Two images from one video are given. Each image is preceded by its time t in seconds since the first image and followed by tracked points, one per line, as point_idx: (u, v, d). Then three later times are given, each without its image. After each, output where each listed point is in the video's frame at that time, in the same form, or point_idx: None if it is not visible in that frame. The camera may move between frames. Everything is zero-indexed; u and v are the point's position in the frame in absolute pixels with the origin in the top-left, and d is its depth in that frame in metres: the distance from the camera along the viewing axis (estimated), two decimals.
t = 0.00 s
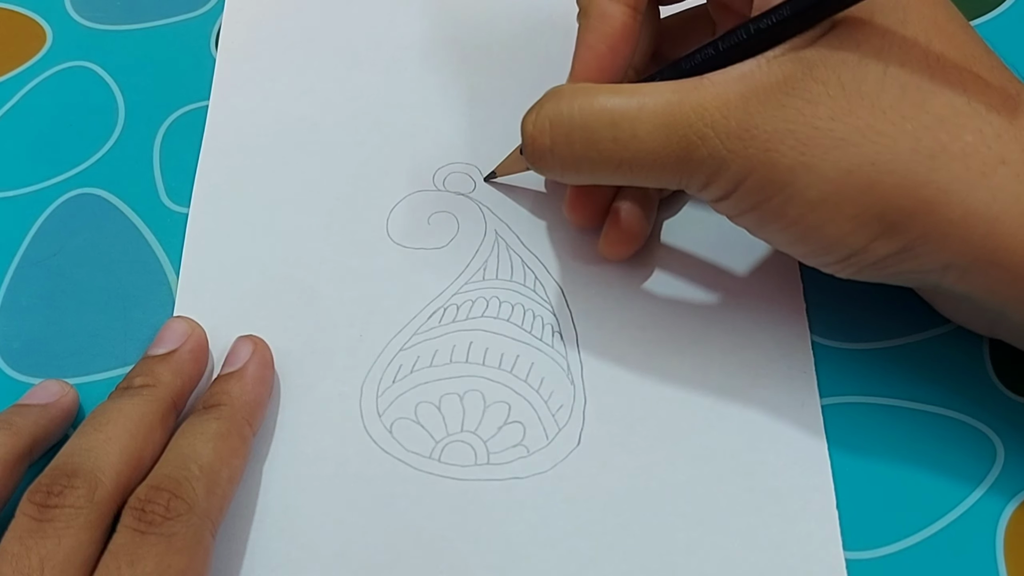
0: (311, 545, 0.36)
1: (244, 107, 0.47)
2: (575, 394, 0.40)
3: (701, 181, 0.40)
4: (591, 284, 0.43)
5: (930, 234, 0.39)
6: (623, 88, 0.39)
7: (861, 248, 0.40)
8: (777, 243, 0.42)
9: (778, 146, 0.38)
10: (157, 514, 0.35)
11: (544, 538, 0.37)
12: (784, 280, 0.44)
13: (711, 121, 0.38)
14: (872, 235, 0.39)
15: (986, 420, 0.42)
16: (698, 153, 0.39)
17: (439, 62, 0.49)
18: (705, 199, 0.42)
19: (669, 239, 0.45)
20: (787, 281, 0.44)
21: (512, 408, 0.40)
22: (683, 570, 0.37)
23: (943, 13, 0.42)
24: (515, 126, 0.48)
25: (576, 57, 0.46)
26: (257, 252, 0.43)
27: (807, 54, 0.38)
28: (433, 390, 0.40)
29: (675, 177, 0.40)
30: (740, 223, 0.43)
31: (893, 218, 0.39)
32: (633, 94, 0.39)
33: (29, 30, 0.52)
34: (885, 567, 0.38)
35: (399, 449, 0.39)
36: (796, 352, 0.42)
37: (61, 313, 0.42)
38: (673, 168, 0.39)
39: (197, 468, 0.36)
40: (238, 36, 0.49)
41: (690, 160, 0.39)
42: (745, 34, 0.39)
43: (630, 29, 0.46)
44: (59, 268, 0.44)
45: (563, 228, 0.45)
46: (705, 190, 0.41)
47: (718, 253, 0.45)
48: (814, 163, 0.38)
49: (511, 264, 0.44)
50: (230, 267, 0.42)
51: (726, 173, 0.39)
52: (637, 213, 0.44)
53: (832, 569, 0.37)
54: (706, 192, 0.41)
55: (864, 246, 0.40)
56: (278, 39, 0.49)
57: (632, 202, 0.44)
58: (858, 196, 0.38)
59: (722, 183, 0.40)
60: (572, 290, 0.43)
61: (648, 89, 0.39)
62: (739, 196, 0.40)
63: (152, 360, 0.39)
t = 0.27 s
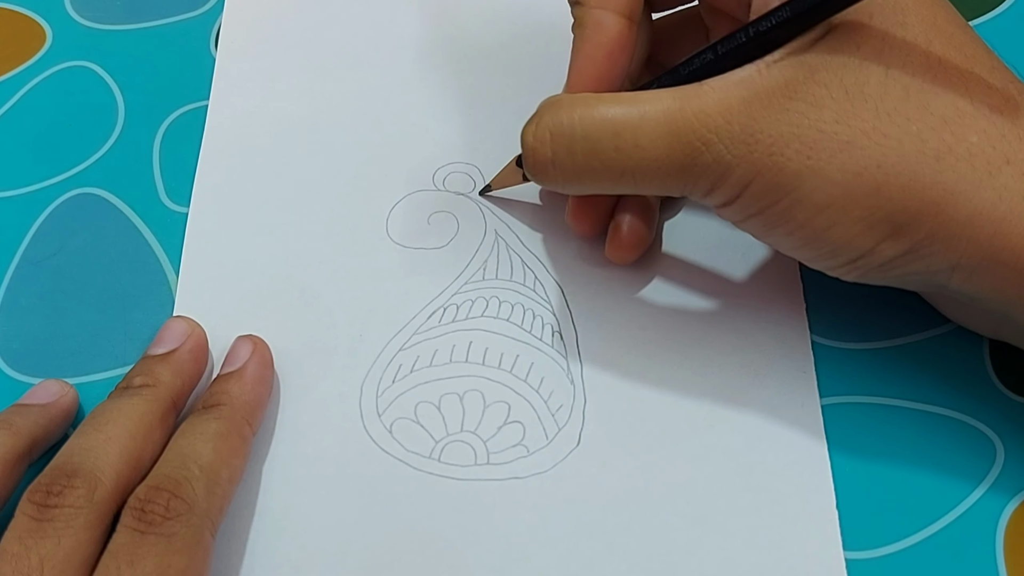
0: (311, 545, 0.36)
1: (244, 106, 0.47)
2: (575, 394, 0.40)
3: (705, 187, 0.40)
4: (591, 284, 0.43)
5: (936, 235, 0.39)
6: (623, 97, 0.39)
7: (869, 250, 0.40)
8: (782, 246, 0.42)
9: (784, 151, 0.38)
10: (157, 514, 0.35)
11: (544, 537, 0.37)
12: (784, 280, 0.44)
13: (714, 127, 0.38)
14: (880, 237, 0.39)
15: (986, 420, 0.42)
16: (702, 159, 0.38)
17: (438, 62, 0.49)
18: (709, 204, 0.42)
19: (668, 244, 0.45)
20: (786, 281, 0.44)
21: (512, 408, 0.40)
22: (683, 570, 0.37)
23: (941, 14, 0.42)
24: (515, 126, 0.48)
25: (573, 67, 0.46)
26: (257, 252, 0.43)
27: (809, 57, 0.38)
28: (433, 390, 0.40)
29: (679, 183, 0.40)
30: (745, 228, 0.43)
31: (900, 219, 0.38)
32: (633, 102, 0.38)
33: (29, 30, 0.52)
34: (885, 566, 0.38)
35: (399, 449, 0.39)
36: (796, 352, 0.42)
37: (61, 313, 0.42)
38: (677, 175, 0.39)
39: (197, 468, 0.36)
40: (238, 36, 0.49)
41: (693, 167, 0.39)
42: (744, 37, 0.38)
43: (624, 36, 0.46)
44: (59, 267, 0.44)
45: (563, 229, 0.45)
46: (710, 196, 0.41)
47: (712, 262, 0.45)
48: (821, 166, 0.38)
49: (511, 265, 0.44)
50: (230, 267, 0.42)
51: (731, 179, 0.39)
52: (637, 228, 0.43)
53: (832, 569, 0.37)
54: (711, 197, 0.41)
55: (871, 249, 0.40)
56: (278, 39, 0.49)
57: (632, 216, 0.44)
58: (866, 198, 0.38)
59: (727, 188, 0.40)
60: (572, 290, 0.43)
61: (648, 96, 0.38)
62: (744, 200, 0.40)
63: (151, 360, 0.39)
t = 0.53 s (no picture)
0: (311, 545, 0.36)
1: (244, 107, 0.47)
2: (575, 394, 0.40)
3: (706, 190, 0.40)
4: (591, 284, 0.43)
5: (937, 236, 0.39)
6: (622, 99, 0.38)
7: (868, 252, 0.40)
8: (782, 249, 0.42)
9: (785, 154, 0.38)
10: (157, 514, 0.35)
11: (544, 537, 0.37)
12: (784, 280, 0.44)
13: (716, 130, 0.38)
14: (882, 238, 0.39)
15: (986, 420, 0.42)
16: (703, 162, 0.38)
17: (439, 62, 0.49)
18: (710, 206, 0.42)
19: (666, 243, 0.45)
20: (786, 282, 0.44)
21: (512, 408, 0.40)
22: (683, 570, 0.37)
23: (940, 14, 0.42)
24: (515, 125, 0.48)
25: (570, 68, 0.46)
26: (257, 252, 0.43)
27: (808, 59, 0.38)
28: (433, 390, 0.40)
29: (679, 186, 0.40)
30: (745, 228, 0.43)
31: (902, 220, 0.39)
32: (633, 105, 0.38)
33: (29, 30, 0.52)
34: (884, 567, 0.38)
35: (399, 449, 0.39)
36: (796, 352, 0.42)
37: (61, 313, 0.42)
38: (677, 178, 0.39)
39: (197, 468, 0.36)
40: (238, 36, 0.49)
41: (694, 170, 0.39)
42: (743, 38, 0.38)
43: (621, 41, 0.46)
44: (59, 267, 0.44)
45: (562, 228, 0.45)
46: (710, 198, 0.41)
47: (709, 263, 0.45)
48: (822, 168, 0.38)
49: (511, 265, 0.44)
50: (229, 267, 0.42)
51: (732, 181, 0.39)
52: (637, 232, 0.43)
53: (831, 569, 0.37)
54: (711, 200, 0.41)
55: (872, 251, 0.40)
56: (278, 40, 0.49)
57: (631, 220, 0.43)
58: (868, 200, 0.38)
59: (728, 191, 0.40)
60: (572, 290, 0.43)
61: (647, 99, 0.38)
62: (746, 203, 0.40)
63: (151, 360, 0.39)
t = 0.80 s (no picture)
0: (312, 542, 0.36)
1: (245, 103, 0.47)
2: (576, 390, 0.40)
3: (791, 29, 0.38)
4: (590, 278, 0.43)
5: None
6: None
7: (964, 116, 0.38)
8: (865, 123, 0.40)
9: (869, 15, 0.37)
10: (157, 509, 0.35)
11: (544, 533, 0.37)
12: (786, 272, 0.43)
13: None
14: (977, 104, 0.37)
15: (988, 416, 0.41)
16: None
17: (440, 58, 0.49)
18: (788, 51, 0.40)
19: (669, 235, 0.44)
20: (787, 273, 0.43)
21: (512, 403, 0.40)
22: (685, 566, 0.36)
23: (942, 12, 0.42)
24: (517, 120, 0.48)
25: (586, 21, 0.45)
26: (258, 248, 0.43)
27: None
28: (433, 386, 0.40)
29: (760, 21, 0.38)
30: (818, 87, 0.41)
31: (993, 83, 0.37)
32: None
33: (29, 27, 0.52)
34: (884, 563, 0.38)
35: (399, 445, 0.39)
36: (796, 346, 0.41)
37: (62, 309, 0.42)
38: (760, 12, 0.38)
39: (198, 464, 0.36)
40: (239, 33, 0.49)
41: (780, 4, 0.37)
42: None
43: (645, 23, 0.45)
44: (59, 264, 0.44)
45: (564, 219, 0.45)
46: (794, 40, 0.39)
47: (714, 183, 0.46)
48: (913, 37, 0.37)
49: (512, 259, 0.44)
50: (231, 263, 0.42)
51: (822, 22, 0.37)
52: (624, 130, 0.44)
53: (832, 565, 0.37)
54: (794, 42, 0.39)
55: (969, 115, 0.38)
56: (279, 37, 0.49)
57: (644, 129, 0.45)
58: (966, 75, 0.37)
59: (813, 35, 0.38)
60: (571, 284, 0.43)
61: None
62: (827, 52, 0.38)
63: (152, 356, 0.39)
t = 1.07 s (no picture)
0: (310, 543, 0.36)
1: (244, 103, 0.47)
2: (575, 390, 0.40)
3: None
4: (589, 278, 0.43)
5: None
6: None
7: None
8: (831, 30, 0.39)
9: None
10: (157, 510, 0.35)
11: (543, 534, 0.37)
12: (786, 272, 0.43)
13: None
14: None
15: (988, 417, 0.41)
16: None
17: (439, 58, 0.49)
18: None
19: (667, 235, 0.44)
20: (786, 272, 0.43)
21: (511, 404, 0.40)
22: (683, 566, 0.36)
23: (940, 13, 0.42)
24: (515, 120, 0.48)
25: None
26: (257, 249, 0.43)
27: None
28: (432, 387, 0.40)
29: None
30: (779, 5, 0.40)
31: None
32: None
33: (28, 28, 0.52)
34: (885, 563, 0.37)
35: (398, 445, 0.39)
36: (796, 346, 0.41)
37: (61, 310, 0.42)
38: None
39: (197, 465, 0.36)
40: (238, 34, 0.49)
41: None
42: None
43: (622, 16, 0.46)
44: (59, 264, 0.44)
45: (563, 219, 0.45)
46: None
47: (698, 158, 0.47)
48: None
49: (511, 260, 0.44)
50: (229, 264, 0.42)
51: None
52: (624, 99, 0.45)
53: (832, 565, 0.37)
54: None
55: None
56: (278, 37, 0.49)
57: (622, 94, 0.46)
58: None
59: None
60: (571, 284, 0.43)
61: None
62: None
63: (151, 356, 0.39)
